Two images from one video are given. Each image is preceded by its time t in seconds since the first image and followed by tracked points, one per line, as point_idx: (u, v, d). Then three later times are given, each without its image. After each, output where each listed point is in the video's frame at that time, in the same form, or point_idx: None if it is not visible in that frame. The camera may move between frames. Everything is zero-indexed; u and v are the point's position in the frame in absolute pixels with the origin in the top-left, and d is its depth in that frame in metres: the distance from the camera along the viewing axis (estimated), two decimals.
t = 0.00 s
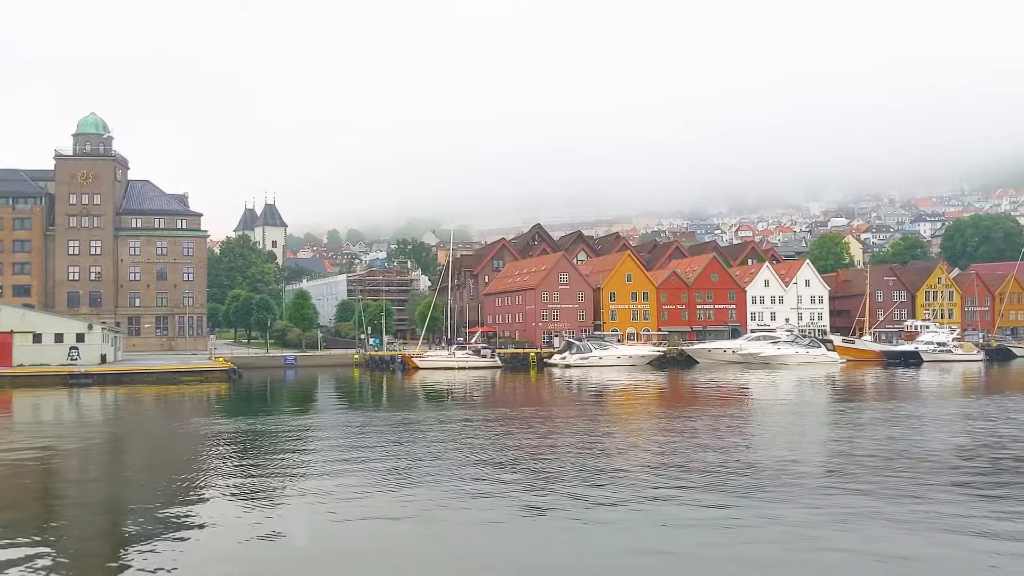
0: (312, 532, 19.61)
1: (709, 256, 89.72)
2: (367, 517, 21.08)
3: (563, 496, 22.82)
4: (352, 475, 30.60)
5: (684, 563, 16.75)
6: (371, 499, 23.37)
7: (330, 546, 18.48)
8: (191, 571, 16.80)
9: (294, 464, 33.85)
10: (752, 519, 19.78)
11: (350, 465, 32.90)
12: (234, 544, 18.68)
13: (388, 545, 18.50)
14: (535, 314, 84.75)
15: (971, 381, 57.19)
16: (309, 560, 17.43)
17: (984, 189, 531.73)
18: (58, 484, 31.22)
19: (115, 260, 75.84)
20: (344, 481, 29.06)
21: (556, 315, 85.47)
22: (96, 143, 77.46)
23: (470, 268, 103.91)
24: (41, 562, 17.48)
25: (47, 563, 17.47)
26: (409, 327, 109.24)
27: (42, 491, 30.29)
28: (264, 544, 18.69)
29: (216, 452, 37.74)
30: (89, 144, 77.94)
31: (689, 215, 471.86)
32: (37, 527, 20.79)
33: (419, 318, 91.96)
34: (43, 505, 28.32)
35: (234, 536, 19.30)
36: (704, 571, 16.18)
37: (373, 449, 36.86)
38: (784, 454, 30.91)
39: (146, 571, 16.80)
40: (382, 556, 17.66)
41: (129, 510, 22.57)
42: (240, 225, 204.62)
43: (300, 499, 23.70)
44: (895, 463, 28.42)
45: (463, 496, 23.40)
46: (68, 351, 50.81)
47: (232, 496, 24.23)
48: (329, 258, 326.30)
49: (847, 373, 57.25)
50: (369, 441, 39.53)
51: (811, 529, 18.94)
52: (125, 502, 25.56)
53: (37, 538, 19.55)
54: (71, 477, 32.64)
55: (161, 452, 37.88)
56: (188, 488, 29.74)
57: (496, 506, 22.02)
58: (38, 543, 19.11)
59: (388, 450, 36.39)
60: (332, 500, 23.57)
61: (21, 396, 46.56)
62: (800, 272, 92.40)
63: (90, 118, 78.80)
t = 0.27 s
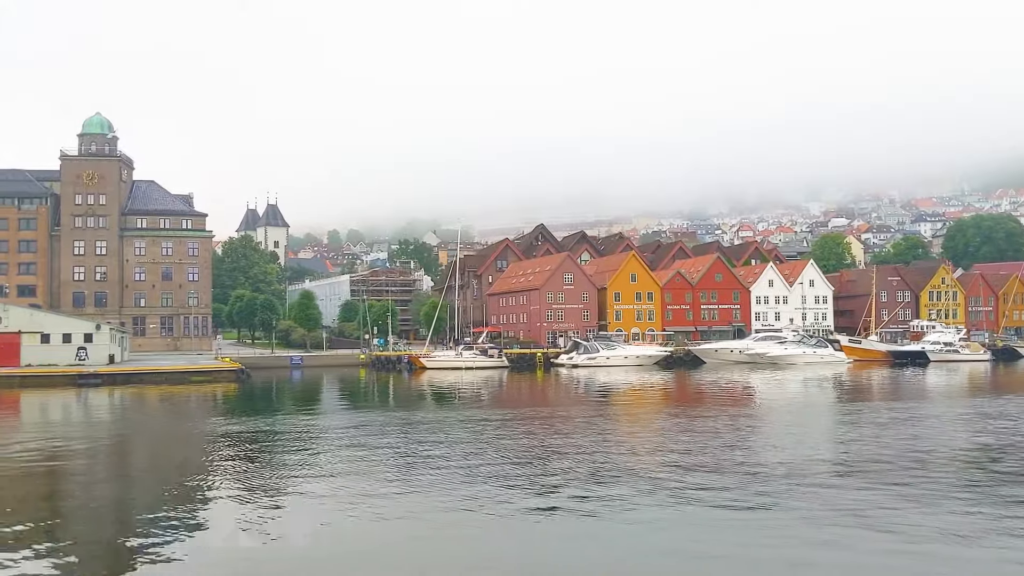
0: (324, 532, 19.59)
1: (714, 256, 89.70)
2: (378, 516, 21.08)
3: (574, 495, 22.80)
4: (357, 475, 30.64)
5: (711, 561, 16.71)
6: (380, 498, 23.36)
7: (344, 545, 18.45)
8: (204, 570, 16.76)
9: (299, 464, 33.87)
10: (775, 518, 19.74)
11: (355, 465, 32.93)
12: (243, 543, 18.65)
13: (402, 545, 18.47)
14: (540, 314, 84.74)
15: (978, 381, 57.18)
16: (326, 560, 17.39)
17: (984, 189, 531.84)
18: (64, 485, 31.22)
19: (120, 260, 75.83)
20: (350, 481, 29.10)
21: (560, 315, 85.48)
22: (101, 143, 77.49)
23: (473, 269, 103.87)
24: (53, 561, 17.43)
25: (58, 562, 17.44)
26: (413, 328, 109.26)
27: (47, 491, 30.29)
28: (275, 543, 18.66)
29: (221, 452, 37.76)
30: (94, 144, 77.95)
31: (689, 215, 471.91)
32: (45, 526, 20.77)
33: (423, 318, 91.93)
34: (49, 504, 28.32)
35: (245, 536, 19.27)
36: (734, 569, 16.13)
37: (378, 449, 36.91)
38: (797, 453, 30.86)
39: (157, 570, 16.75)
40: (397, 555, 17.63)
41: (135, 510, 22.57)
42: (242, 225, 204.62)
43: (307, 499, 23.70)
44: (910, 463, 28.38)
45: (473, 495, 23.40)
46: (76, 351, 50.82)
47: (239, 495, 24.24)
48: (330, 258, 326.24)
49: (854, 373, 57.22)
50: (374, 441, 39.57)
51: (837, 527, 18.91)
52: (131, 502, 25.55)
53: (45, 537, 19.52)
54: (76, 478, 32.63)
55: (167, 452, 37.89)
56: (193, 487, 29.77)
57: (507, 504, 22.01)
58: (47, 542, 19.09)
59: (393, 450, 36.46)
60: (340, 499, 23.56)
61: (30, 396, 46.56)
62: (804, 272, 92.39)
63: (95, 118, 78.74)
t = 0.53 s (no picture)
0: (332, 533, 19.55)
1: (718, 256, 89.75)
2: (383, 517, 21.08)
3: (581, 496, 22.78)
4: (361, 475, 30.73)
5: (734, 561, 16.70)
6: (386, 498, 23.36)
7: (353, 546, 18.44)
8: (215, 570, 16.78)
9: (302, 464, 33.95)
10: (794, 518, 19.77)
11: (359, 465, 33.01)
12: (249, 543, 18.68)
13: (411, 545, 18.48)
14: (544, 314, 84.81)
15: (984, 380, 57.20)
16: (338, 559, 17.41)
17: (984, 189, 531.96)
18: (69, 484, 31.29)
19: (126, 260, 75.86)
20: (353, 481, 29.17)
21: (565, 314, 85.50)
22: (106, 143, 77.55)
23: (477, 268, 103.91)
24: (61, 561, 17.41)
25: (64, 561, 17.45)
26: (416, 328, 109.30)
27: (52, 491, 30.37)
28: (282, 544, 18.67)
29: (225, 452, 37.84)
30: (99, 144, 78.00)
31: (689, 215, 472.03)
32: (52, 525, 20.79)
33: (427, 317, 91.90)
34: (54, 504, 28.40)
35: (252, 537, 19.26)
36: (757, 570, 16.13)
37: (382, 450, 37.03)
38: (811, 453, 30.89)
39: (162, 571, 16.73)
40: (405, 556, 17.63)
41: (139, 510, 22.62)
42: (243, 225, 204.65)
43: (309, 499, 23.72)
44: (925, 463, 28.39)
45: (477, 496, 23.37)
46: (85, 351, 50.88)
47: (243, 496, 24.31)
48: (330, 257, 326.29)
49: (861, 373, 57.24)
50: (378, 441, 39.66)
51: (857, 528, 18.93)
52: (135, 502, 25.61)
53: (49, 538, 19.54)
54: (80, 477, 32.73)
55: (172, 452, 38.01)
56: (197, 487, 29.82)
57: (513, 505, 22.01)
58: (53, 542, 19.12)
59: (396, 450, 36.56)
60: (344, 500, 23.58)
61: (39, 396, 46.64)
62: (808, 272, 92.37)
63: (100, 118, 78.78)
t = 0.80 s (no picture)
0: (340, 532, 19.55)
1: (722, 255, 89.78)
2: (390, 515, 21.08)
3: (590, 495, 22.77)
4: (366, 475, 30.77)
5: (752, 560, 16.68)
6: (393, 498, 23.38)
7: (362, 545, 18.45)
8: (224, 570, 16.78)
9: (307, 465, 34.03)
10: (815, 518, 19.72)
11: (364, 465, 33.06)
12: (254, 544, 18.59)
13: (420, 544, 18.47)
14: (549, 313, 84.85)
15: (991, 380, 57.18)
16: (349, 559, 17.41)
17: (984, 189, 532.05)
18: (75, 484, 31.36)
19: (131, 260, 75.90)
20: (358, 481, 29.23)
21: (569, 314, 85.50)
22: (111, 143, 77.60)
23: (481, 268, 103.94)
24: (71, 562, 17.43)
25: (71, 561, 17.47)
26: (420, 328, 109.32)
27: (56, 491, 30.38)
28: (289, 543, 18.68)
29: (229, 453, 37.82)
30: (104, 144, 78.01)
31: (690, 215, 472.15)
32: (58, 526, 20.83)
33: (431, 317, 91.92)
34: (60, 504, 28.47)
35: (260, 536, 19.28)
36: (777, 568, 16.10)
37: (387, 450, 37.09)
38: (824, 453, 30.86)
39: (167, 571, 16.69)
40: (415, 554, 17.62)
41: (143, 510, 22.54)
42: (244, 225, 204.70)
43: (315, 499, 23.76)
44: (940, 463, 28.36)
45: (484, 495, 23.39)
46: (93, 351, 50.90)
47: (249, 496, 24.36)
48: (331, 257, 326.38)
49: (867, 373, 57.24)
50: (383, 441, 39.70)
51: (878, 527, 18.88)
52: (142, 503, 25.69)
53: (57, 538, 19.58)
54: (85, 477, 32.82)
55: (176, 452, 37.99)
56: (200, 489, 29.76)
57: (522, 503, 22.02)
58: (61, 542, 19.15)
59: (402, 450, 36.60)
60: (351, 500, 23.62)
61: (47, 396, 46.70)
62: (812, 272, 92.36)
63: (105, 118, 78.80)
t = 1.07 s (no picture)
0: (349, 533, 19.49)
1: (726, 256, 89.85)
2: (399, 517, 21.02)
3: (602, 495, 22.72)
4: (372, 476, 30.75)
5: (775, 562, 16.60)
6: (400, 499, 23.35)
7: (372, 546, 18.39)
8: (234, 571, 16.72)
9: (313, 465, 34.02)
10: (833, 519, 19.69)
11: (370, 465, 33.04)
12: (254, 545, 18.50)
13: (432, 545, 18.40)
14: (554, 314, 84.97)
15: (998, 381, 57.16)
16: (362, 559, 17.34)
17: (984, 190, 532.22)
18: (81, 484, 31.35)
19: (136, 261, 75.95)
20: (364, 481, 29.21)
21: (574, 314, 85.55)
22: (117, 143, 77.63)
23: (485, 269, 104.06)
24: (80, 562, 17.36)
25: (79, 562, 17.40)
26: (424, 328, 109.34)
27: (60, 491, 30.35)
28: (299, 543, 18.62)
29: (231, 453, 37.73)
30: (109, 144, 77.99)
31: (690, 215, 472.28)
32: (65, 526, 20.78)
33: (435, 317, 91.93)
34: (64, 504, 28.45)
35: (269, 537, 19.21)
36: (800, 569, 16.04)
37: (393, 450, 37.07)
38: (839, 453, 30.83)
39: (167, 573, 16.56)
40: (427, 555, 17.56)
41: (144, 511, 22.45)
42: (246, 225, 204.77)
43: (321, 499, 23.71)
44: (955, 463, 28.33)
45: (493, 495, 23.35)
46: (100, 350, 50.91)
47: (255, 496, 24.32)
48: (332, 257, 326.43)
49: (874, 373, 57.21)
50: (386, 442, 39.61)
51: (898, 528, 18.85)
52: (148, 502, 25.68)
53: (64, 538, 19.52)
54: (90, 477, 32.81)
55: (180, 453, 37.90)
56: (202, 490, 29.69)
57: (532, 504, 21.98)
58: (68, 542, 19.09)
59: (407, 450, 36.59)
60: (358, 500, 23.57)
61: (56, 396, 46.75)
62: (816, 272, 92.36)
63: (110, 118, 78.82)
